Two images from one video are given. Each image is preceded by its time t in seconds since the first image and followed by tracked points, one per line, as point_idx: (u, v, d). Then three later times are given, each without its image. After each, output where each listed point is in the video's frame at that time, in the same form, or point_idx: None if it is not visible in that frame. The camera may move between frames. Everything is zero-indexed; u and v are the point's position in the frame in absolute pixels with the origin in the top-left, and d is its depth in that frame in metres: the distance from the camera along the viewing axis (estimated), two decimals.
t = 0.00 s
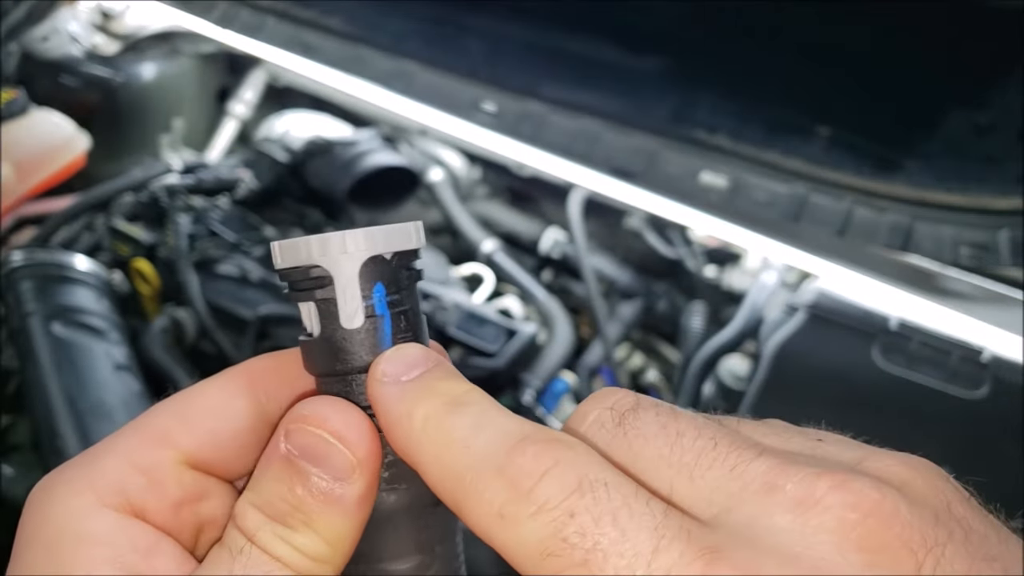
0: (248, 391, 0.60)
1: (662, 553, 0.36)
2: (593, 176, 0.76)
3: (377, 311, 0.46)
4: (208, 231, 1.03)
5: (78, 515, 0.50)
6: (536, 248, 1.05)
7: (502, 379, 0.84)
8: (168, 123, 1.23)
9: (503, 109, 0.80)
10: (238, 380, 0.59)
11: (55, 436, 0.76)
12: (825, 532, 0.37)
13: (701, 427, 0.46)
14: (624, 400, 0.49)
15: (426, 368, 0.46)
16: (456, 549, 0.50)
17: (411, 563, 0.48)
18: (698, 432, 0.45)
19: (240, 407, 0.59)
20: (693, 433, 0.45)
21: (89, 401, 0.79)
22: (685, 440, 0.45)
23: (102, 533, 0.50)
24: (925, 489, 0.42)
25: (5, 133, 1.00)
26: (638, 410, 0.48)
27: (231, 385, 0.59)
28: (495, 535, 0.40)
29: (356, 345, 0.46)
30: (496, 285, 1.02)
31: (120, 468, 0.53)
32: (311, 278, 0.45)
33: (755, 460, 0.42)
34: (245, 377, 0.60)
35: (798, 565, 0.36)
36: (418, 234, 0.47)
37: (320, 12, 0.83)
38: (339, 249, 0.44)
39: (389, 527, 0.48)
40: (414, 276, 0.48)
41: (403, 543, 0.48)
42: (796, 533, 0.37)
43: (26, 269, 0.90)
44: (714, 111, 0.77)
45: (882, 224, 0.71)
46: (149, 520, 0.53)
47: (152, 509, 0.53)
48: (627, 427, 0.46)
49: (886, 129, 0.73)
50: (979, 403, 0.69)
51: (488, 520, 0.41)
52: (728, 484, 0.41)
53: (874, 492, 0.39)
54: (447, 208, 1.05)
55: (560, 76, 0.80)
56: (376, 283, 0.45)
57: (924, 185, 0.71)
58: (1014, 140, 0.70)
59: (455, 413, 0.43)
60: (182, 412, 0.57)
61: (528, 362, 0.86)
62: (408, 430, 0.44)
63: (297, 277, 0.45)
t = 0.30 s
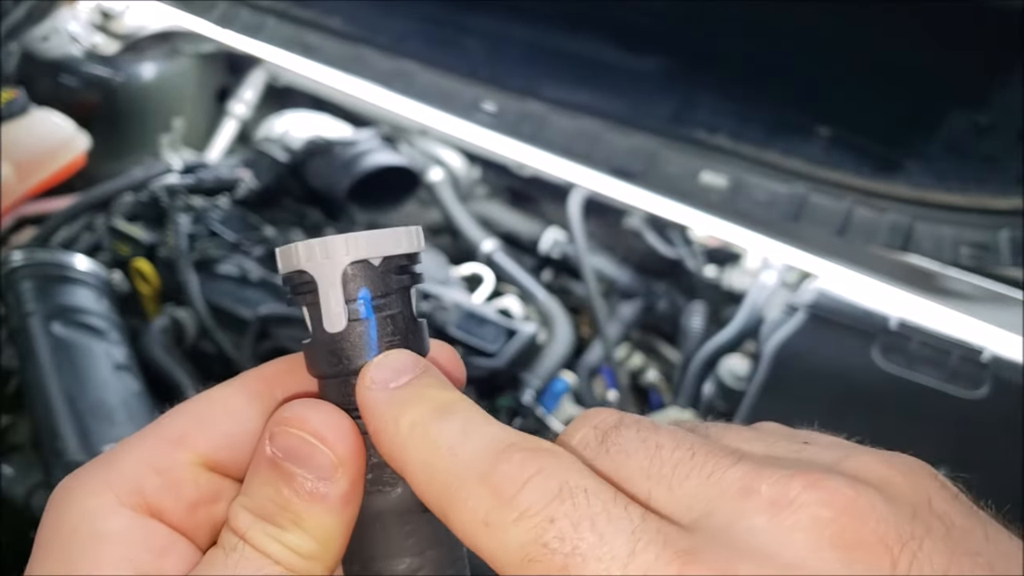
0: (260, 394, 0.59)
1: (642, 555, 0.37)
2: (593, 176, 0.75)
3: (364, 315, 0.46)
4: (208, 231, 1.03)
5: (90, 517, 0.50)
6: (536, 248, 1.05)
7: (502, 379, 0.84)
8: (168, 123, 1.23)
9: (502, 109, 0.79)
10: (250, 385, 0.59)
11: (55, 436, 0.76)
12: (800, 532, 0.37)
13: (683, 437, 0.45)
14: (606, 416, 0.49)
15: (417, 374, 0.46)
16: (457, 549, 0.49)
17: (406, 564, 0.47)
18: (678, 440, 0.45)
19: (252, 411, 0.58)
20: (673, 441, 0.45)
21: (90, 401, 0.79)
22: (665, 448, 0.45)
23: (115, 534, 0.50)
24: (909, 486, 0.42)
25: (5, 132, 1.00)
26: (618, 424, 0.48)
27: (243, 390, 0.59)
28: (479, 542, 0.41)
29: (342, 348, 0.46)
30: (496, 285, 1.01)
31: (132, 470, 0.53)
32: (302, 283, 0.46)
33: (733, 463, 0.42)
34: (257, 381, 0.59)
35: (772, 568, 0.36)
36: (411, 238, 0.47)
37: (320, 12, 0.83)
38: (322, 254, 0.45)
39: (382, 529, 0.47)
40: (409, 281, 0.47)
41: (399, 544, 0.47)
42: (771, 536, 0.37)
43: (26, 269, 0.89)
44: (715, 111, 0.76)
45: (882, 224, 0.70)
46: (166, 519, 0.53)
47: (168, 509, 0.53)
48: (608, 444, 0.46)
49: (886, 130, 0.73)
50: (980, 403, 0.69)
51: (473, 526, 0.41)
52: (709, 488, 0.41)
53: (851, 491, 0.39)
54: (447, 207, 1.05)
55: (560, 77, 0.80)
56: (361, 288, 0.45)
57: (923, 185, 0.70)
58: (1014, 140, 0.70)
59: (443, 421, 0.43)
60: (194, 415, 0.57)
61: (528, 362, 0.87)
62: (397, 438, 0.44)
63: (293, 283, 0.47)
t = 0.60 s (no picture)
0: (266, 400, 0.59)
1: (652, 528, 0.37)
2: (593, 176, 0.75)
3: (360, 322, 0.45)
4: (208, 231, 1.03)
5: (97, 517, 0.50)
6: (536, 248, 1.05)
7: (502, 379, 0.84)
8: (168, 123, 1.23)
9: (503, 109, 0.79)
10: (257, 390, 0.59)
11: (55, 435, 0.76)
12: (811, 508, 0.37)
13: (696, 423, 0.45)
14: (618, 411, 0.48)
15: (446, 373, 0.46)
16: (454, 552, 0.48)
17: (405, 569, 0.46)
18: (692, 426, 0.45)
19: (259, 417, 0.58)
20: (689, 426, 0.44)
21: (89, 401, 0.79)
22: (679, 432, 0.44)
23: (121, 534, 0.50)
24: (916, 467, 0.42)
25: (5, 133, 1.01)
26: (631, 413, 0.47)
27: (251, 394, 0.58)
28: (491, 517, 0.41)
29: (339, 355, 0.45)
30: (496, 285, 1.01)
31: (140, 472, 0.53)
32: (301, 293, 0.46)
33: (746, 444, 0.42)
34: (264, 386, 0.59)
35: (778, 544, 0.36)
36: (409, 245, 0.46)
37: (321, 12, 0.83)
38: (318, 262, 0.45)
39: (380, 531, 0.47)
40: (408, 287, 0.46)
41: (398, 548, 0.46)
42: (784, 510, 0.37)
43: (26, 269, 0.89)
44: (715, 111, 0.76)
45: (883, 224, 0.70)
46: (172, 520, 0.53)
47: (174, 509, 0.53)
48: (624, 433, 0.46)
49: (886, 130, 0.73)
50: (979, 403, 0.69)
51: (487, 503, 0.41)
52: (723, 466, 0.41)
53: (863, 469, 0.39)
54: (447, 207, 1.05)
55: (560, 77, 0.80)
56: (358, 294, 0.45)
57: (923, 185, 0.70)
58: (1014, 141, 0.70)
59: (464, 409, 0.44)
60: (202, 419, 0.57)
61: (528, 362, 0.87)
62: (419, 425, 0.44)
63: (293, 292, 0.46)
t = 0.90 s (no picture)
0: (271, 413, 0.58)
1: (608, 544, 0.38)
2: (594, 176, 0.74)
3: (353, 335, 0.44)
4: (208, 231, 1.03)
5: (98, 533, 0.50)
6: (536, 248, 1.05)
7: (502, 379, 0.84)
8: (168, 123, 1.23)
9: (503, 109, 0.78)
10: (262, 403, 0.58)
11: (55, 435, 0.76)
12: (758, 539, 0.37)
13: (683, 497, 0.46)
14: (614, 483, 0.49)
15: (467, 385, 0.47)
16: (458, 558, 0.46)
17: None
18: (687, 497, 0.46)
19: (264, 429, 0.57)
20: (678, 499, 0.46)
21: (90, 401, 0.79)
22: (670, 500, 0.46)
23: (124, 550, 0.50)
24: (873, 500, 0.42)
25: (5, 132, 1.01)
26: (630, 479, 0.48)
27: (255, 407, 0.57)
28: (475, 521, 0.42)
29: (335, 370, 0.44)
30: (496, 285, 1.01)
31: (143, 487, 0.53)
32: (297, 307, 0.45)
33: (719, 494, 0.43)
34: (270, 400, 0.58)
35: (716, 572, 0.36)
36: (403, 259, 0.45)
37: (321, 13, 0.83)
38: (312, 277, 0.44)
39: (375, 540, 0.45)
40: (403, 300, 0.45)
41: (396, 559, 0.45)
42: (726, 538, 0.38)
43: (26, 269, 0.89)
44: (715, 112, 0.76)
45: (882, 224, 0.69)
46: (178, 532, 0.53)
47: (180, 521, 0.53)
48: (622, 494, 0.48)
49: (885, 130, 0.73)
50: (979, 403, 0.71)
51: (473, 509, 0.42)
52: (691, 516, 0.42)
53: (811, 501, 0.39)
54: (447, 208, 1.05)
55: (560, 77, 0.79)
56: (351, 308, 0.44)
57: (923, 185, 0.70)
58: (1014, 141, 0.70)
59: (473, 419, 0.45)
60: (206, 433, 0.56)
61: (528, 362, 0.87)
62: (429, 427, 0.45)
63: (291, 307, 0.46)
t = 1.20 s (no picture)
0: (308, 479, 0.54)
1: None
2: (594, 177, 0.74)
3: (376, 377, 0.42)
4: (208, 231, 1.02)
5: None
6: (536, 248, 1.05)
7: (502, 379, 0.84)
8: (169, 123, 1.23)
9: (503, 109, 0.77)
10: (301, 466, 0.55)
11: (55, 436, 0.76)
12: None
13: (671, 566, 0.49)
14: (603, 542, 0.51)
15: (486, 437, 0.45)
16: None
17: None
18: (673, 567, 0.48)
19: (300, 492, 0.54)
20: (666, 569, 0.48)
21: (90, 401, 0.79)
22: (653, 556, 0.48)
23: None
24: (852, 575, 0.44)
25: (5, 133, 1.01)
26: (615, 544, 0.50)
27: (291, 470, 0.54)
28: None
29: (354, 412, 0.42)
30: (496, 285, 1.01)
31: (168, 553, 0.49)
32: (323, 345, 0.44)
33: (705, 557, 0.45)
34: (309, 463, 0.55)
35: None
36: (431, 304, 0.43)
37: (320, 13, 0.83)
38: (339, 319, 0.42)
39: None
40: (427, 342, 0.43)
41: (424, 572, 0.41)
42: None
43: (26, 269, 0.89)
44: (714, 112, 0.76)
45: (882, 224, 0.69)
46: None
47: None
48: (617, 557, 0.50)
49: (883, 131, 0.73)
50: (980, 403, 0.71)
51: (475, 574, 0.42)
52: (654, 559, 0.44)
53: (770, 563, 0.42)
54: (447, 208, 1.05)
55: (560, 77, 0.79)
56: (374, 350, 0.42)
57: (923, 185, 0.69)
58: (1014, 141, 0.70)
59: (484, 479, 0.44)
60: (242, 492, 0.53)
61: (528, 362, 0.86)
62: (440, 481, 0.44)
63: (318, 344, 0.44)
